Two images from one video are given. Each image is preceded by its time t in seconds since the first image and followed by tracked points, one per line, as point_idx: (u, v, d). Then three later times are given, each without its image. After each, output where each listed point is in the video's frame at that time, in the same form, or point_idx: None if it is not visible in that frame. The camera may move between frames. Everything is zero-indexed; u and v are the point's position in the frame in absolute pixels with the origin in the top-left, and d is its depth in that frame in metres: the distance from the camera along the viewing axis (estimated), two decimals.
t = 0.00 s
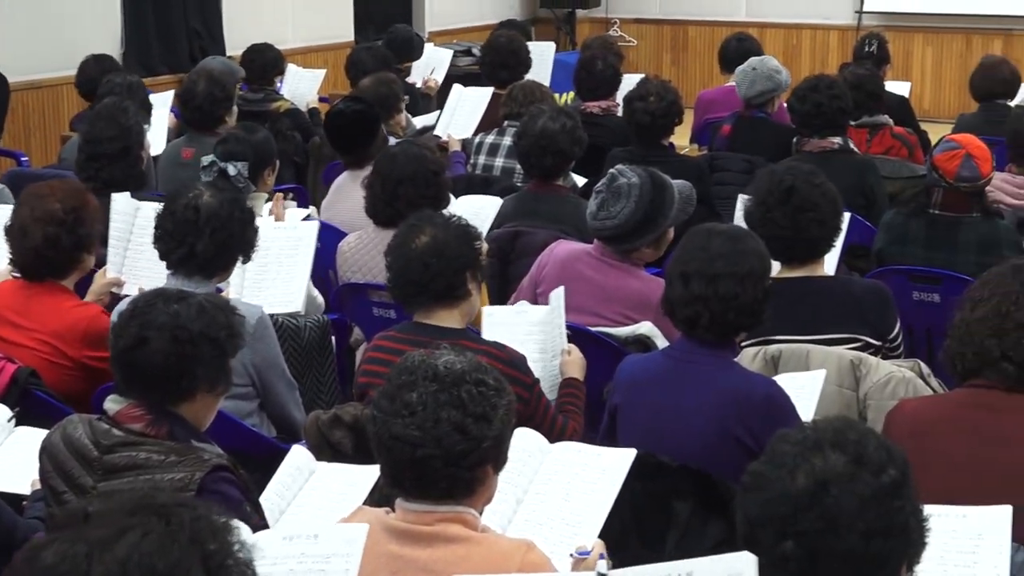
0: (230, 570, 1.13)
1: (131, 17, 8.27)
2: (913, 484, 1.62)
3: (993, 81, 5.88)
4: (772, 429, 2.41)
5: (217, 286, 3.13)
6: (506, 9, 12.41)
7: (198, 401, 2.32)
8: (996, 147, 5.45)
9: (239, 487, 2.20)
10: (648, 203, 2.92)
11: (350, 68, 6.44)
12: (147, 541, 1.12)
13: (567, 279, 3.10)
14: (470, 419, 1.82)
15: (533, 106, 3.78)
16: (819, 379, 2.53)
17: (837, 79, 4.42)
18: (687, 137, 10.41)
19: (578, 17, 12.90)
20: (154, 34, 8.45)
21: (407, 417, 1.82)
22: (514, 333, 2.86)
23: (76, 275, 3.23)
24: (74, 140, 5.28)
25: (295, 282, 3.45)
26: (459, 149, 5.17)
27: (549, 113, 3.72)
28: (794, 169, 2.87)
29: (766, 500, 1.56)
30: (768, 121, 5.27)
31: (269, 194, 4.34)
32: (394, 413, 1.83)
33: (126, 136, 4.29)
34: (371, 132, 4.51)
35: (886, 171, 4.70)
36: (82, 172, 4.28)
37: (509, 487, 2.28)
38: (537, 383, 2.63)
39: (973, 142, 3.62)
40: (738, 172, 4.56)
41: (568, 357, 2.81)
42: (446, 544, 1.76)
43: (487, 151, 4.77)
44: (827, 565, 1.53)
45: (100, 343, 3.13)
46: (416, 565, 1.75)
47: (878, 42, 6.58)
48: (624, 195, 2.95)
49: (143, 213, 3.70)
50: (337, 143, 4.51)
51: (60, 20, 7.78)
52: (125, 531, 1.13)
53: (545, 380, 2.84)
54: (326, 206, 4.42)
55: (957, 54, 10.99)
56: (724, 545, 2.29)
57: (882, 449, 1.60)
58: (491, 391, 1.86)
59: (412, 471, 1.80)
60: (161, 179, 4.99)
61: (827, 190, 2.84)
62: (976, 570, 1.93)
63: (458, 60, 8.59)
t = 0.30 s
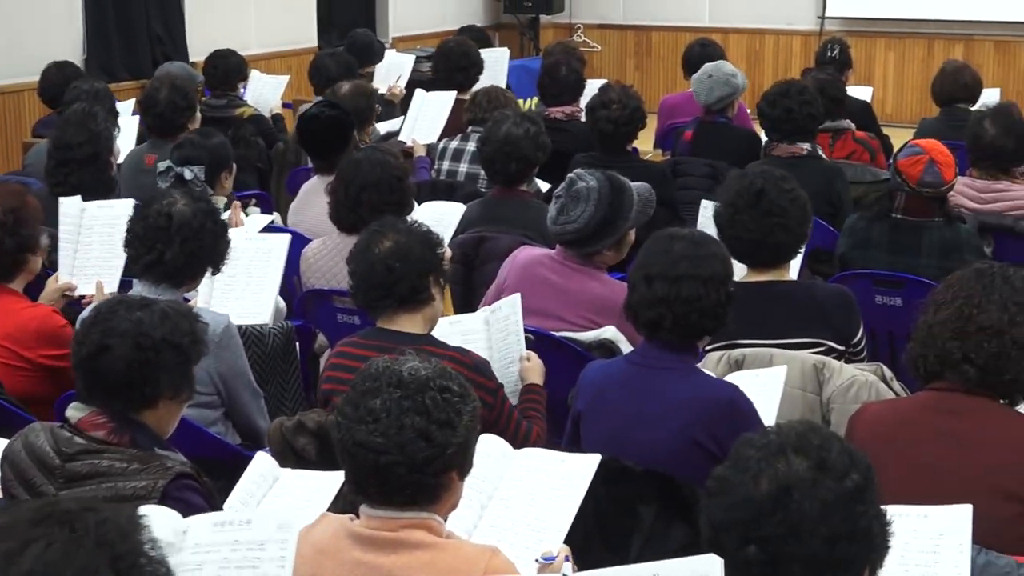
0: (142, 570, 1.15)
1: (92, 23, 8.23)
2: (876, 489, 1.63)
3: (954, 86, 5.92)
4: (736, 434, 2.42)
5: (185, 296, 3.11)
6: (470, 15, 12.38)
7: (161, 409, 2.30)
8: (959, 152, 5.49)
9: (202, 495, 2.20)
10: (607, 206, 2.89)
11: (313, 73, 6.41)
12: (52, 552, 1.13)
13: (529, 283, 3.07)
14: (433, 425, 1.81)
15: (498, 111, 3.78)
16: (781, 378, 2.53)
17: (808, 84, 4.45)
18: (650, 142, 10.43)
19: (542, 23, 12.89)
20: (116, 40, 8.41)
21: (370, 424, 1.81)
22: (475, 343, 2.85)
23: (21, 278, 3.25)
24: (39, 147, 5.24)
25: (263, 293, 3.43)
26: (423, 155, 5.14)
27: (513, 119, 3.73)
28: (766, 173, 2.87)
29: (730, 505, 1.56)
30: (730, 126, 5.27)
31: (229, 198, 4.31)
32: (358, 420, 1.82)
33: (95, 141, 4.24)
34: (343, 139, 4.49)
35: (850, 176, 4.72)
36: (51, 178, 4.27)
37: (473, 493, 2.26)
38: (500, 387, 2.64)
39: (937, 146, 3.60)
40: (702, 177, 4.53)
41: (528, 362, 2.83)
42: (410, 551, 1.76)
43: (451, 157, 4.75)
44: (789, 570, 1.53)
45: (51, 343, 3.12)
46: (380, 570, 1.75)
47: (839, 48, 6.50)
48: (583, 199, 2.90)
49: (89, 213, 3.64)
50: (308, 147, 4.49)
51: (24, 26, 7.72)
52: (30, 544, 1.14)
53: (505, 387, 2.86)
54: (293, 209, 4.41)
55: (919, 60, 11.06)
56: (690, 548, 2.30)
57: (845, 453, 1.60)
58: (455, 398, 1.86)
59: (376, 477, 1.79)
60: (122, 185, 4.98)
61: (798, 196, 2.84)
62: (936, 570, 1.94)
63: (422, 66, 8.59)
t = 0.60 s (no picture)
0: (49, 571, 1.21)
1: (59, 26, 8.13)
2: (844, 491, 1.62)
3: (919, 89, 5.93)
4: (703, 437, 2.44)
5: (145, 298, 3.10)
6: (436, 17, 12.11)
7: (127, 413, 2.29)
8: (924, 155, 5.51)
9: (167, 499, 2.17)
10: (576, 209, 2.89)
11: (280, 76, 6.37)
12: None
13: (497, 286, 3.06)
14: (401, 430, 1.80)
15: (465, 114, 3.78)
16: (749, 379, 2.54)
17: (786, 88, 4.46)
18: (617, 145, 10.42)
19: (510, 25, 12.82)
20: (82, 42, 8.32)
21: (338, 430, 1.80)
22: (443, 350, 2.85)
23: None
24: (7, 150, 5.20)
25: (224, 289, 3.42)
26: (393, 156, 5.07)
27: (481, 122, 3.73)
28: (735, 176, 2.88)
29: (698, 506, 1.56)
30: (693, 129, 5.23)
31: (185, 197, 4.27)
32: (325, 425, 1.81)
33: (71, 145, 4.23)
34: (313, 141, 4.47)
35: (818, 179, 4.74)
36: (25, 179, 4.23)
37: (443, 498, 2.28)
38: (468, 391, 2.62)
39: (906, 150, 3.60)
40: (669, 180, 4.52)
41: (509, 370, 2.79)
42: (378, 554, 1.76)
43: (419, 160, 4.77)
44: (755, 571, 1.53)
45: (10, 339, 3.10)
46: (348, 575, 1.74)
47: (806, 50, 6.55)
48: (552, 202, 2.91)
49: (36, 215, 3.57)
50: (278, 151, 4.47)
51: None
52: None
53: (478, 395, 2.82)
54: (260, 215, 4.41)
55: (885, 62, 11.09)
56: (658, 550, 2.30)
57: (812, 455, 1.60)
58: (423, 402, 1.85)
59: (343, 483, 1.78)
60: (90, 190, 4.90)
61: (768, 199, 2.84)
62: (903, 570, 1.95)
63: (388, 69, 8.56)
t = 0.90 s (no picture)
0: None
1: (16, 28, 8.02)
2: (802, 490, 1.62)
3: (878, 89, 5.89)
4: (664, 437, 2.44)
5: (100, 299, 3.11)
6: (399, 19, 12.01)
7: (87, 418, 2.28)
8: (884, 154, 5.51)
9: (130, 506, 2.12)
10: (538, 212, 2.87)
11: (240, 78, 6.35)
12: None
13: (459, 287, 3.06)
14: (361, 433, 1.79)
15: (425, 115, 3.77)
16: (711, 381, 2.56)
17: (752, 90, 4.46)
18: (579, 148, 10.36)
19: (471, 27, 12.67)
20: (40, 44, 8.21)
21: (297, 433, 1.78)
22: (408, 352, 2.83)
23: None
24: None
25: (177, 284, 3.41)
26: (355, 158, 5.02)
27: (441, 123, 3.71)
28: (692, 177, 2.89)
29: (657, 507, 1.56)
30: (654, 130, 5.16)
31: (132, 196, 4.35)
32: (285, 428, 1.80)
33: (34, 147, 4.21)
34: (264, 142, 4.46)
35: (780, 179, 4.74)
36: None
37: (403, 500, 2.25)
38: (430, 393, 2.59)
39: (864, 149, 3.60)
40: (630, 181, 4.53)
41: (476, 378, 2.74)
42: (339, 557, 1.76)
43: (379, 161, 4.75)
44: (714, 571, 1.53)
45: None
46: None
47: (766, 51, 6.50)
48: (513, 204, 2.89)
49: None
50: (228, 152, 4.45)
51: None
52: None
53: (443, 399, 2.79)
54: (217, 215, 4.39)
55: (845, 63, 11.06)
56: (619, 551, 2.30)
57: (771, 455, 1.59)
58: (383, 405, 1.84)
59: (303, 486, 1.77)
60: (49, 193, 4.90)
61: (725, 200, 2.85)
62: (862, 569, 1.96)
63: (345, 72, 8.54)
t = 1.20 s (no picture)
0: None
1: None
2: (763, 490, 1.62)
3: (834, 90, 5.86)
4: (624, 437, 2.45)
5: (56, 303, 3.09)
6: (357, 20, 11.97)
7: (43, 420, 2.26)
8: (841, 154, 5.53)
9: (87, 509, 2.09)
10: (497, 212, 2.86)
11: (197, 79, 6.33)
12: None
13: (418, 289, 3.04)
14: (320, 435, 1.78)
15: (384, 116, 3.72)
16: (671, 380, 2.56)
17: (710, 91, 4.46)
18: (538, 148, 10.28)
19: (430, 27, 12.53)
20: None
21: (256, 435, 1.77)
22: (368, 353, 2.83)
23: None
24: None
25: (133, 288, 3.41)
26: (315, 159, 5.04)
27: (400, 124, 3.68)
28: (644, 177, 2.90)
29: (617, 506, 1.56)
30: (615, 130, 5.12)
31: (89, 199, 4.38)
32: (244, 430, 1.78)
33: None
34: (209, 142, 4.46)
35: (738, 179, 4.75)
36: None
37: (363, 502, 2.24)
38: (391, 394, 2.57)
39: (820, 150, 3.63)
40: (589, 181, 4.52)
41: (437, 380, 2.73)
42: (298, 560, 1.74)
43: (338, 162, 4.73)
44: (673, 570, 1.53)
45: None
46: None
47: (723, 51, 6.51)
48: (473, 205, 2.88)
49: None
50: (172, 155, 4.46)
51: None
52: None
53: (403, 401, 2.76)
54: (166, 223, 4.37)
55: (803, 63, 11.06)
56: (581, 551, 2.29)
57: (729, 455, 1.59)
58: (342, 407, 1.83)
59: (261, 488, 1.76)
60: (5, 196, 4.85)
61: (676, 198, 2.86)
62: (820, 567, 1.96)
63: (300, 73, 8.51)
